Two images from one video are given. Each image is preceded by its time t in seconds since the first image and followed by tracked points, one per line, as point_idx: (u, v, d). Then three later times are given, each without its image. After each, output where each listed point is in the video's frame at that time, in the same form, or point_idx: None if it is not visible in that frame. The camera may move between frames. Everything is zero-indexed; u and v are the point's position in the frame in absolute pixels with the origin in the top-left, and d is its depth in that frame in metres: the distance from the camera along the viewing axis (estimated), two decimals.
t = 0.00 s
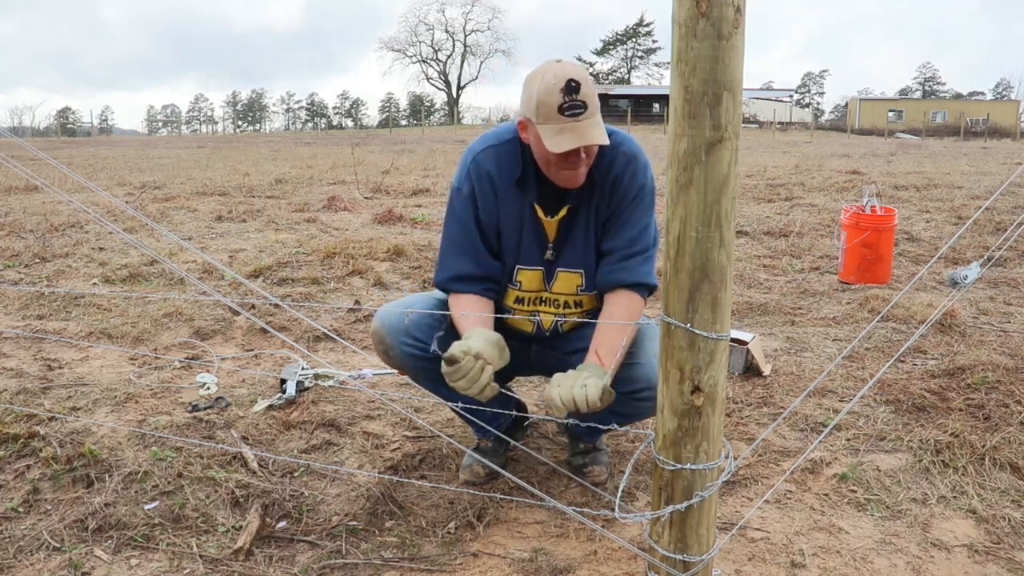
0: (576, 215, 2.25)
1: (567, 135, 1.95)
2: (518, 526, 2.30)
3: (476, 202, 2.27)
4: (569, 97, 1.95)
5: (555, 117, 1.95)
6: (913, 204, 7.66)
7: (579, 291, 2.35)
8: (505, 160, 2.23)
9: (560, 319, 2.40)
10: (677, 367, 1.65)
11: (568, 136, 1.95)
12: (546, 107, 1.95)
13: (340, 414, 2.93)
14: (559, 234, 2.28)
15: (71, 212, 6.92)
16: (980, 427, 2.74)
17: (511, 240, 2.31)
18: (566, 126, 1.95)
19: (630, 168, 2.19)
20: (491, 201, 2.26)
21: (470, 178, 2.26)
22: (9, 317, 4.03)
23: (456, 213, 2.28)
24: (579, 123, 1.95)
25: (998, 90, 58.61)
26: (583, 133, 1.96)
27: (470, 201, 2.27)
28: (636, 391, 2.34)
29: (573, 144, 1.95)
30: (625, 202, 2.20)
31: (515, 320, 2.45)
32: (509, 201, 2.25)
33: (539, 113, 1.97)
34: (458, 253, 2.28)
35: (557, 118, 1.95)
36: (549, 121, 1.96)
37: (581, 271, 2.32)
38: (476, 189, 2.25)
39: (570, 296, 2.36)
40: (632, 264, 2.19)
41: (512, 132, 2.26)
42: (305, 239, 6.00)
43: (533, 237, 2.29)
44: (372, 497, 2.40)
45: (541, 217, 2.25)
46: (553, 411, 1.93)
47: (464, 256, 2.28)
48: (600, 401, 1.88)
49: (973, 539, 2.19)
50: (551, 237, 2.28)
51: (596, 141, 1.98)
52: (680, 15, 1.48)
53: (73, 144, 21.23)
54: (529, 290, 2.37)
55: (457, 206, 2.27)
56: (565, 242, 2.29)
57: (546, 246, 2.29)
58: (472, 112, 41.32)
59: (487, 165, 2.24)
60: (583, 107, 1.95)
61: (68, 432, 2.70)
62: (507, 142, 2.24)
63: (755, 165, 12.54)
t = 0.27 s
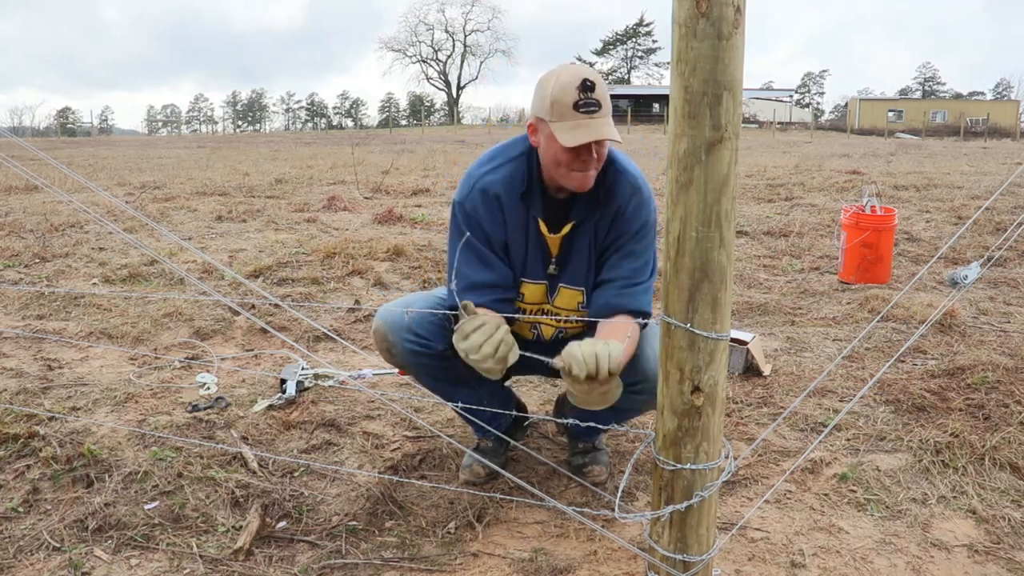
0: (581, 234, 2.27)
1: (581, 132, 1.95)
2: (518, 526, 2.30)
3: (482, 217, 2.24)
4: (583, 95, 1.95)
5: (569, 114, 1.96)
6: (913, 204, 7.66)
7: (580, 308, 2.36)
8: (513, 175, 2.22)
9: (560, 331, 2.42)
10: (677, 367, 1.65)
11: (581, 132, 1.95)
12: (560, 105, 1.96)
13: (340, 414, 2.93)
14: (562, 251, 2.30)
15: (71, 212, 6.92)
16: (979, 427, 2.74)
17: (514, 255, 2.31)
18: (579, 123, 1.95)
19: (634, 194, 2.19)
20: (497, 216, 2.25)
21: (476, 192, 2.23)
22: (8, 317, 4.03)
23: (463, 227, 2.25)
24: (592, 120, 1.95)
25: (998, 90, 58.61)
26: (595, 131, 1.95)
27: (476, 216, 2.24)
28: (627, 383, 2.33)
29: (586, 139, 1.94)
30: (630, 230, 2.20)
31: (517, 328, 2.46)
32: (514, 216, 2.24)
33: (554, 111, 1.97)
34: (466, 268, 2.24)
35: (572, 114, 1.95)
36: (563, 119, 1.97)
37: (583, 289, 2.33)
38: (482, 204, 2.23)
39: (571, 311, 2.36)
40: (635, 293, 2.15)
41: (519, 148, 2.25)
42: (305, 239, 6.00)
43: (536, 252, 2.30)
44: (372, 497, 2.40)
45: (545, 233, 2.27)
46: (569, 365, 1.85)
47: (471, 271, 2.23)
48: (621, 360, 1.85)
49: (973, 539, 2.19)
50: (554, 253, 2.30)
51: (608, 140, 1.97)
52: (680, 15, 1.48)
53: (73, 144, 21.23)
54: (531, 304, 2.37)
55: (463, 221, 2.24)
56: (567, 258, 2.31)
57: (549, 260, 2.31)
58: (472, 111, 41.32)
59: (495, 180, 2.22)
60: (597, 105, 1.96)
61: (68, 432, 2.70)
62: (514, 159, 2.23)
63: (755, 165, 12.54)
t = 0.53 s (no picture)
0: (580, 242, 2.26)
1: (590, 138, 1.95)
2: (518, 526, 2.30)
3: (482, 217, 2.24)
4: (593, 103, 1.97)
5: (578, 121, 1.97)
6: (913, 204, 7.66)
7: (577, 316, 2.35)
8: (515, 177, 2.22)
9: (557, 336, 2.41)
10: (677, 367, 1.65)
11: (591, 139, 1.96)
12: (569, 111, 1.97)
13: (340, 414, 2.93)
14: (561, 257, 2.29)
15: (71, 212, 6.92)
16: (980, 427, 2.74)
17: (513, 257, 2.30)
18: (587, 129, 1.96)
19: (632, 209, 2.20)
20: (497, 217, 2.25)
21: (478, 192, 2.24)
22: (9, 317, 4.03)
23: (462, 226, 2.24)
24: (600, 128, 1.96)
25: (998, 90, 58.63)
26: (603, 139, 1.96)
27: (477, 216, 2.24)
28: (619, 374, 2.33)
29: (596, 145, 1.95)
30: (624, 243, 2.22)
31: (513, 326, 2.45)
32: (513, 218, 2.25)
33: (562, 118, 1.98)
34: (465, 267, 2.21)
35: (580, 122, 1.96)
36: (571, 126, 1.97)
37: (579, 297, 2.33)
38: (483, 204, 2.24)
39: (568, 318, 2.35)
40: (629, 304, 2.16)
41: (522, 152, 2.26)
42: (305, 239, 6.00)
43: (533, 257, 2.29)
44: (372, 497, 2.40)
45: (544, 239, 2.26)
46: (564, 293, 1.84)
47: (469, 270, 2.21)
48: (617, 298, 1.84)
49: (973, 539, 2.19)
50: (551, 259, 2.30)
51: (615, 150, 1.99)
52: (680, 15, 1.48)
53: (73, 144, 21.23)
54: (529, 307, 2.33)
55: (463, 219, 2.23)
56: (565, 265, 2.30)
57: (546, 267, 2.31)
58: (472, 111, 41.31)
59: (496, 181, 2.23)
60: (606, 115, 1.97)
61: (68, 432, 2.70)
62: (518, 162, 2.24)
63: (755, 165, 12.53)
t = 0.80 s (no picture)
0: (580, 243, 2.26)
1: (585, 137, 1.95)
2: (518, 526, 2.30)
3: (483, 220, 2.25)
4: (590, 103, 1.97)
5: (574, 120, 1.97)
6: (913, 204, 7.66)
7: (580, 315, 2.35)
8: (515, 179, 2.23)
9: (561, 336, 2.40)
10: (677, 367, 1.65)
11: (586, 138, 1.95)
12: (566, 111, 1.97)
13: (340, 414, 2.93)
14: (562, 258, 2.29)
15: (71, 212, 6.92)
16: (979, 427, 2.74)
17: (513, 259, 2.31)
18: (584, 128, 1.96)
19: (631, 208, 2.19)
20: (498, 219, 2.25)
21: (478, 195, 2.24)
22: (9, 317, 4.03)
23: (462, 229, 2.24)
24: (597, 128, 1.96)
25: (998, 90, 58.63)
26: (599, 138, 1.95)
27: (477, 218, 2.24)
28: (621, 373, 2.33)
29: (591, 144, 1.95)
30: (623, 243, 2.20)
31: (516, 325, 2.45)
32: (513, 220, 2.25)
33: (558, 118, 1.98)
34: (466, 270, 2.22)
35: (576, 121, 1.97)
36: (567, 125, 1.97)
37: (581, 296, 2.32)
38: (483, 207, 2.24)
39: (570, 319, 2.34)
40: (628, 303, 2.14)
41: (522, 155, 2.27)
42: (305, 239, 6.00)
43: (534, 258, 2.29)
44: (372, 497, 2.40)
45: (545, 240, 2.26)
46: (555, 302, 1.83)
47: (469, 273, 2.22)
48: (608, 306, 1.82)
49: (973, 539, 2.19)
50: (552, 260, 2.30)
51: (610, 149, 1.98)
52: (680, 15, 1.48)
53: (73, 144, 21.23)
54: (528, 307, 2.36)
55: (463, 222, 2.24)
56: (565, 265, 2.30)
57: (547, 268, 2.30)
58: (472, 111, 41.31)
59: (496, 183, 2.24)
60: (602, 115, 1.97)
61: (68, 432, 2.70)
62: (517, 164, 2.24)
63: (755, 165, 12.53)
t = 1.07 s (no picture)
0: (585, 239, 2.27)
1: (571, 126, 1.97)
2: (518, 526, 2.30)
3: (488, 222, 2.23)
4: (584, 96, 1.99)
5: (565, 110, 1.99)
6: (913, 204, 7.66)
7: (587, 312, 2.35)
8: (518, 179, 2.22)
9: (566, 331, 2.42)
10: (677, 367, 1.65)
11: (572, 128, 1.97)
12: (560, 101, 1.99)
13: (340, 414, 2.93)
14: (567, 255, 2.30)
15: (71, 212, 6.93)
16: (980, 427, 2.74)
17: (519, 259, 2.31)
18: (572, 118, 1.98)
19: (635, 202, 2.19)
20: (503, 221, 2.24)
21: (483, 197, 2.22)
22: (8, 317, 4.03)
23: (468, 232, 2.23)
24: (586, 120, 1.98)
25: (999, 90, 58.62)
26: (585, 130, 1.97)
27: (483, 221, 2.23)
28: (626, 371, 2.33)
29: (574, 133, 1.97)
30: (626, 237, 2.20)
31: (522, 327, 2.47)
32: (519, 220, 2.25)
33: (553, 107, 2.01)
34: (472, 273, 2.21)
35: (567, 110, 1.99)
36: (558, 114, 1.99)
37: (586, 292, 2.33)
38: (488, 211, 2.22)
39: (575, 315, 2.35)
40: (633, 299, 2.13)
41: (523, 155, 2.25)
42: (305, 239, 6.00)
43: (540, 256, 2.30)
44: (372, 497, 2.40)
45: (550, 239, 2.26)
46: (548, 350, 1.78)
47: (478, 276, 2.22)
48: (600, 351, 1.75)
49: (973, 539, 2.19)
50: (557, 257, 2.30)
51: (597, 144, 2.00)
52: (680, 15, 1.48)
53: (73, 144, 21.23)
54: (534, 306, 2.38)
55: (468, 226, 2.23)
56: (570, 262, 2.31)
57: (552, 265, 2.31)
58: (472, 111, 41.31)
59: (499, 185, 2.22)
60: (594, 109, 1.98)
61: (68, 432, 2.70)
62: (519, 165, 2.23)
63: (755, 165, 12.53)
